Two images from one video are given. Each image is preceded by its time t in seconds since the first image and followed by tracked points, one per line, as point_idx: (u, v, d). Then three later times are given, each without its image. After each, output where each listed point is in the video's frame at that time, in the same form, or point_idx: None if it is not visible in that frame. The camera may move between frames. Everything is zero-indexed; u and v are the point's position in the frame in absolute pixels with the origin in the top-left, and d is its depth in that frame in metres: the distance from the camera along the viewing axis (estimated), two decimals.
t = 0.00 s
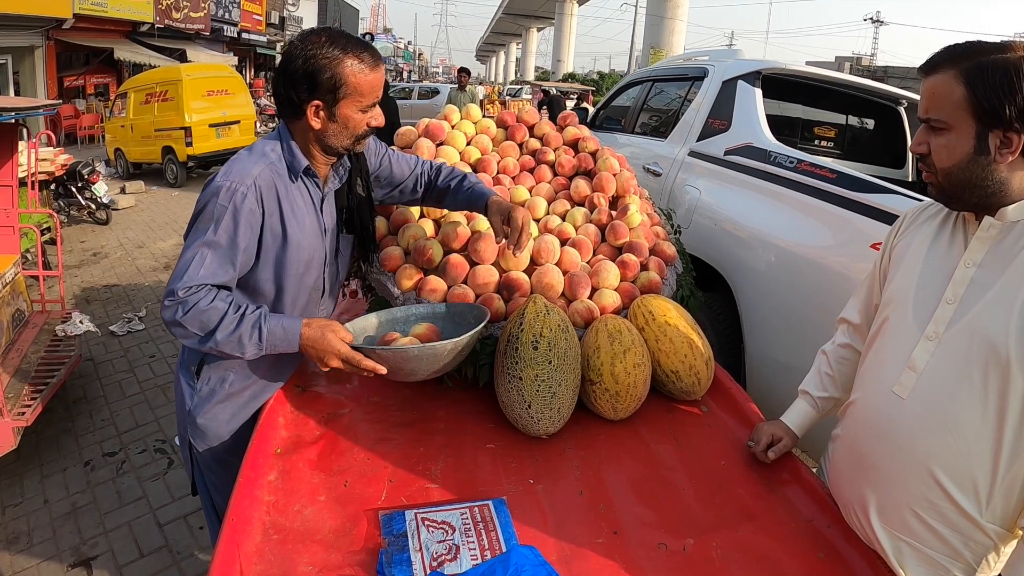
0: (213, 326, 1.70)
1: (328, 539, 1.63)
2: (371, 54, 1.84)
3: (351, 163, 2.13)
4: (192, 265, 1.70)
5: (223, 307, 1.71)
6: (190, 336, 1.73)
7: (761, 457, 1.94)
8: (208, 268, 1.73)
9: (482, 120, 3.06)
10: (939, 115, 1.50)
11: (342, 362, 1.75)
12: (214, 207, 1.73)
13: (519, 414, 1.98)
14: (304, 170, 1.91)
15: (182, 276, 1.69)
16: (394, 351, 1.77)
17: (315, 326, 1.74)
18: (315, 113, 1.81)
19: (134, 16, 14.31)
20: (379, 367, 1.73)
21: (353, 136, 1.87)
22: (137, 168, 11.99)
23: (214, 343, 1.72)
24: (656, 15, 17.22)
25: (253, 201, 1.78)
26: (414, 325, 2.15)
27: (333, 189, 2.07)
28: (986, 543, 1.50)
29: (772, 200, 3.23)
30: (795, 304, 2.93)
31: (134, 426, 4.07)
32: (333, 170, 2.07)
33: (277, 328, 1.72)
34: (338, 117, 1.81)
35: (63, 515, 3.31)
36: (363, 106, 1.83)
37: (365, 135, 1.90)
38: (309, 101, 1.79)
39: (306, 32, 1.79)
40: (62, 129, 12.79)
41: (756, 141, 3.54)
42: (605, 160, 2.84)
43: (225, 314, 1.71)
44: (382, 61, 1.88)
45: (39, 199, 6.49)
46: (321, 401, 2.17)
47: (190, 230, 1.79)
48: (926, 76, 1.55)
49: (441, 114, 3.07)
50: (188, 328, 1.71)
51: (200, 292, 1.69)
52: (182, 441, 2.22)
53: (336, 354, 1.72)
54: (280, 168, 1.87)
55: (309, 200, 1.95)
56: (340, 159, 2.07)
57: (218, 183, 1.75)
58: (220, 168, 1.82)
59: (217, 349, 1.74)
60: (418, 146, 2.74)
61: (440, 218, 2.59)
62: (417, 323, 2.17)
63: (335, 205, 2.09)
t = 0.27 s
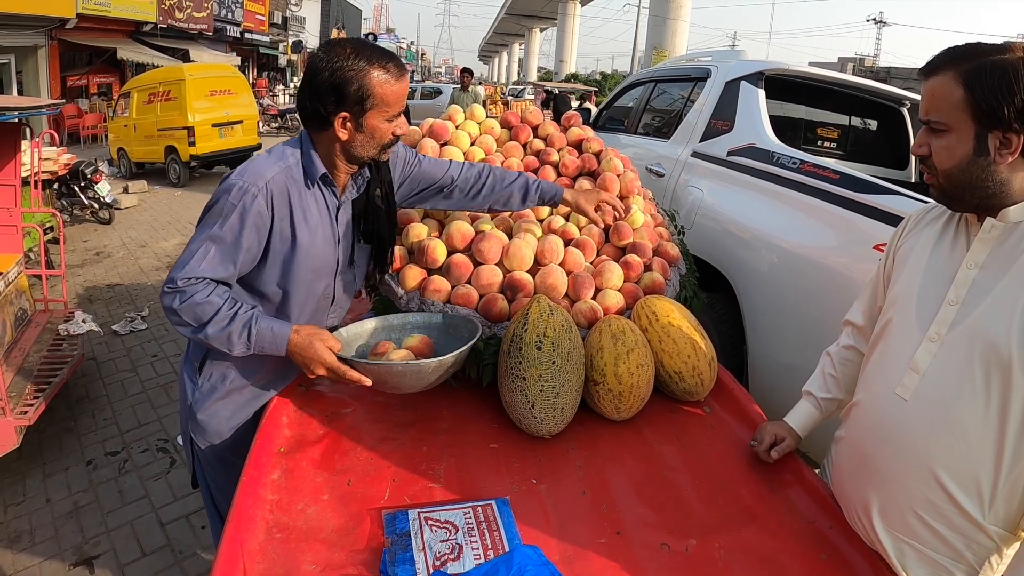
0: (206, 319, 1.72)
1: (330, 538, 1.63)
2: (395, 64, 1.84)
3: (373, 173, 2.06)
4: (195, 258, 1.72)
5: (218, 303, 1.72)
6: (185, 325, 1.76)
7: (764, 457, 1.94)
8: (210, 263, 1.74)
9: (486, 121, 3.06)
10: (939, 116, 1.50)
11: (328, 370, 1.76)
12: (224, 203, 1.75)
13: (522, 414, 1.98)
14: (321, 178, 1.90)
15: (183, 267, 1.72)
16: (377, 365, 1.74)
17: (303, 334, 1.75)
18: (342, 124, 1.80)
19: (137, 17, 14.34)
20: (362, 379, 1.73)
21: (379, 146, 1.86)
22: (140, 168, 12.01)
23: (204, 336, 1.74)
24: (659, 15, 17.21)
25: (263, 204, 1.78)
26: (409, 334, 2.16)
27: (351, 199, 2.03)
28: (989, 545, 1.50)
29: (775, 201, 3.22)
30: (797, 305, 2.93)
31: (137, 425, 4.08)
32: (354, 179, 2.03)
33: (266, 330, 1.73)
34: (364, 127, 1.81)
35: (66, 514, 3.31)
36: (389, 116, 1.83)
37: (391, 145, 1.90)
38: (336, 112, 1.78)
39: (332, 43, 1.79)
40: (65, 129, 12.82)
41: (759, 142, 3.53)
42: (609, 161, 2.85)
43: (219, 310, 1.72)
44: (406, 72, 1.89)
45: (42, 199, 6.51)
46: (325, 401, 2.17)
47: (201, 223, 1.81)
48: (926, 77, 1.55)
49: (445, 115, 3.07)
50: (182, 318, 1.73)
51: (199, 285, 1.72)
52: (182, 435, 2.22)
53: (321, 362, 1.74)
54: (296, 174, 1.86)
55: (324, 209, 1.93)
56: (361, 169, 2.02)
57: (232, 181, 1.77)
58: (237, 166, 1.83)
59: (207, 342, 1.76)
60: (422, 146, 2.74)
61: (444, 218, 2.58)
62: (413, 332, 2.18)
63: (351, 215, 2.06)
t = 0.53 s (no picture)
0: (216, 303, 1.71)
1: (330, 536, 1.63)
2: (437, 83, 1.83)
3: (402, 186, 2.06)
4: (216, 244, 1.70)
5: (231, 288, 1.71)
6: (194, 305, 1.74)
7: (764, 454, 1.94)
8: (230, 252, 1.72)
9: (487, 118, 3.06)
10: (939, 113, 1.49)
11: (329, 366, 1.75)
12: (253, 196, 1.73)
13: (523, 411, 1.97)
14: (353, 186, 1.89)
15: (203, 248, 1.70)
16: (378, 362, 1.72)
17: (307, 328, 1.74)
18: (381, 139, 1.79)
19: (138, 14, 14.33)
20: (364, 377, 1.72)
21: (414, 162, 1.87)
22: (141, 165, 12.01)
23: (212, 319, 1.72)
24: (660, 12, 17.18)
25: (292, 204, 1.77)
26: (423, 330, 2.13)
27: (377, 209, 2.02)
28: (990, 544, 1.50)
29: (777, 199, 3.22)
30: (799, 303, 2.92)
31: (138, 423, 4.08)
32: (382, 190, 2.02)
33: (272, 322, 1.73)
34: (403, 143, 1.80)
35: (67, 511, 3.31)
36: (427, 134, 1.83)
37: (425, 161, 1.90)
38: (377, 127, 1.76)
39: (378, 56, 1.77)
40: (66, 126, 12.82)
41: (760, 140, 3.53)
42: (609, 158, 2.84)
43: (231, 296, 1.71)
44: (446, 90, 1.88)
45: (43, 196, 6.52)
46: (325, 398, 2.17)
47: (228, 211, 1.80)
48: (927, 75, 1.55)
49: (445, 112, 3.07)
50: (193, 297, 1.72)
51: (216, 268, 1.70)
52: (187, 426, 2.21)
53: (322, 359, 1.73)
54: (329, 180, 1.85)
55: (350, 216, 1.93)
56: (392, 181, 2.02)
57: (265, 177, 1.75)
58: (273, 163, 1.82)
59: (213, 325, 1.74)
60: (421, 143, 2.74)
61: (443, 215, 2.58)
62: (428, 328, 2.15)
63: (376, 223, 2.06)
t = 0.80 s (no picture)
0: (220, 296, 1.72)
1: (330, 534, 1.63)
2: (455, 95, 1.84)
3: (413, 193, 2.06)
4: (224, 238, 1.70)
5: (236, 281, 1.71)
6: (198, 297, 1.75)
7: (764, 454, 1.94)
8: (237, 247, 1.72)
9: (487, 116, 3.05)
10: (939, 112, 1.49)
11: (332, 361, 1.75)
12: (264, 194, 1.73)
13: (523, 410, 1.97)
14: (364, 191, 1.89)
15: (211, 241, 1.70)
16: (380, 357, 1.71)
17: (310, 323, 1.74)
18: (393, 144, 1.80)
19: (136, 13, 14.31)
20: (367, 372, 1.71)
21: (424, 171, 1.87)
22: (139, 164, 12.00)
23: (215, 310, 1.73)
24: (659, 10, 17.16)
25: (303, 204, 1.77)
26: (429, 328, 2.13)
27: (386, 214, 2.03)
28: (989, 542, 1.50)
29: (776, 197, 3.21)
30: (798, 302, 2.92)
31: (137, 422, 4.08)
32: (392, 196, 2.03)
33: (276, 315, 1.73)
34: (415, 151, 1.81)
35: (66, 511, 3.31)
36: (439, 144, 1.83)
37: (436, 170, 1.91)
38: (390, 132, 1.77)
39: (400, 63, 1.78)
40: (64, 125, 12.80)
41: (759, 138, 3.52)
42: (609, 157, 2.84)
43: (235, 289, 1.71)
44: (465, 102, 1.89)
45: (42, 195, 6.51)
46: (324, 397, 2.17)
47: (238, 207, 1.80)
48: (926, 74, 1.55)
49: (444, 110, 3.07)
50: (198, 288, 1.72)
51: (222, 261, 1.70)
52: (187, 423, 2.20)
53: (325, 354, 1.73)
54: (341, 183, 1.85)
55: (359, 220, 1.93)
56: (403, 187, 2.02)
57: (278, 175, 1.75)
58: (285, 162, 1.82)
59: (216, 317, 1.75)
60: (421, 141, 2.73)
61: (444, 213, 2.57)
62: (435, 325, 2.15)
63: (384, 228, 2.06)
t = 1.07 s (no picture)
0: (217, 299, 1.72)
1: (330, 532, 1.63)
2: (447, 90, 1.82)
3: (407, 189, 2.06)
4: (219, 240, 1.70)
5: (233, 284, 1.72)
6: (196, 300, 1.75)
7: (764, 451, 1.94)
8: (233, 249, 1.72)
9: (486, 114, 3.05)
10: (941, 110, 1.49)
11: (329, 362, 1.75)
12: (258, 194, 1.73)
13: (523, 408, 1.98)
14: (357, 188, 1.89)
15: (206, 244, 1.70)
16: (378, 359, 1.71)
17: (308, 324, 1.74)
18: (384, 142, 1.80)
19: (135, 12, 14.30)
20: (364, 373, 1.72)
21: (416, 168, 1.86)
22: (139, 163, 12.00)
23: (212, 314, 1.73)
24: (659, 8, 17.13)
25: (296, 203, 1.77)
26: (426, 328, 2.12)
27: (381, 212, 2.02)
28: (990, 540, 1.50)
29: (776, 195, 3.21)
30: (798, 299, 2.92)
31: (137, 421, 4.08)
32: (387, 193, 2.03)
33: (273, 318, 1.73)
34: (405, 148, 1.80)
35: (66, 510, 3.31)
36: (431, 141, 1.82)
37: (429, 167, 1.90)
38: (380, 129, 1.77)
39: (389, 59, 1.78)
40: (64, 125, 12.80)
41: (759, 135, 3.52)
42: (608, 155, 2.84)
43: (232, 292, 1.72)
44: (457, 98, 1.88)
45: (42, 195, 6.51)
46: (324, 395, 2.17)
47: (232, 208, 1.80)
48: (927, 71, 1.55)
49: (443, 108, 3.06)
50: (195, 292, 1.72)
51: (219, 265, 1.71)
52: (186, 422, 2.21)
53: (322, 355, 1.73)
54: (334, 180, 1.85)
55: (353, 218, 1.93)
56: (397, 184, 2.02)
57: (271, 175, 1.75)
58: (278, 162, 1.82)
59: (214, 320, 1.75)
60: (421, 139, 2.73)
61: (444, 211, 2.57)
62: (432, 325, 2.15)
63: (379, 225, 2.06)
